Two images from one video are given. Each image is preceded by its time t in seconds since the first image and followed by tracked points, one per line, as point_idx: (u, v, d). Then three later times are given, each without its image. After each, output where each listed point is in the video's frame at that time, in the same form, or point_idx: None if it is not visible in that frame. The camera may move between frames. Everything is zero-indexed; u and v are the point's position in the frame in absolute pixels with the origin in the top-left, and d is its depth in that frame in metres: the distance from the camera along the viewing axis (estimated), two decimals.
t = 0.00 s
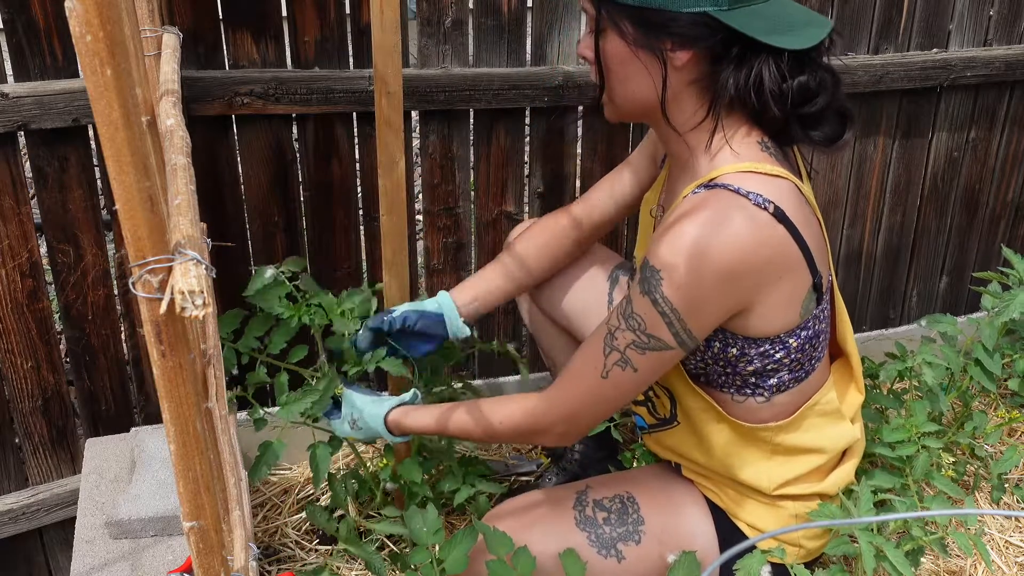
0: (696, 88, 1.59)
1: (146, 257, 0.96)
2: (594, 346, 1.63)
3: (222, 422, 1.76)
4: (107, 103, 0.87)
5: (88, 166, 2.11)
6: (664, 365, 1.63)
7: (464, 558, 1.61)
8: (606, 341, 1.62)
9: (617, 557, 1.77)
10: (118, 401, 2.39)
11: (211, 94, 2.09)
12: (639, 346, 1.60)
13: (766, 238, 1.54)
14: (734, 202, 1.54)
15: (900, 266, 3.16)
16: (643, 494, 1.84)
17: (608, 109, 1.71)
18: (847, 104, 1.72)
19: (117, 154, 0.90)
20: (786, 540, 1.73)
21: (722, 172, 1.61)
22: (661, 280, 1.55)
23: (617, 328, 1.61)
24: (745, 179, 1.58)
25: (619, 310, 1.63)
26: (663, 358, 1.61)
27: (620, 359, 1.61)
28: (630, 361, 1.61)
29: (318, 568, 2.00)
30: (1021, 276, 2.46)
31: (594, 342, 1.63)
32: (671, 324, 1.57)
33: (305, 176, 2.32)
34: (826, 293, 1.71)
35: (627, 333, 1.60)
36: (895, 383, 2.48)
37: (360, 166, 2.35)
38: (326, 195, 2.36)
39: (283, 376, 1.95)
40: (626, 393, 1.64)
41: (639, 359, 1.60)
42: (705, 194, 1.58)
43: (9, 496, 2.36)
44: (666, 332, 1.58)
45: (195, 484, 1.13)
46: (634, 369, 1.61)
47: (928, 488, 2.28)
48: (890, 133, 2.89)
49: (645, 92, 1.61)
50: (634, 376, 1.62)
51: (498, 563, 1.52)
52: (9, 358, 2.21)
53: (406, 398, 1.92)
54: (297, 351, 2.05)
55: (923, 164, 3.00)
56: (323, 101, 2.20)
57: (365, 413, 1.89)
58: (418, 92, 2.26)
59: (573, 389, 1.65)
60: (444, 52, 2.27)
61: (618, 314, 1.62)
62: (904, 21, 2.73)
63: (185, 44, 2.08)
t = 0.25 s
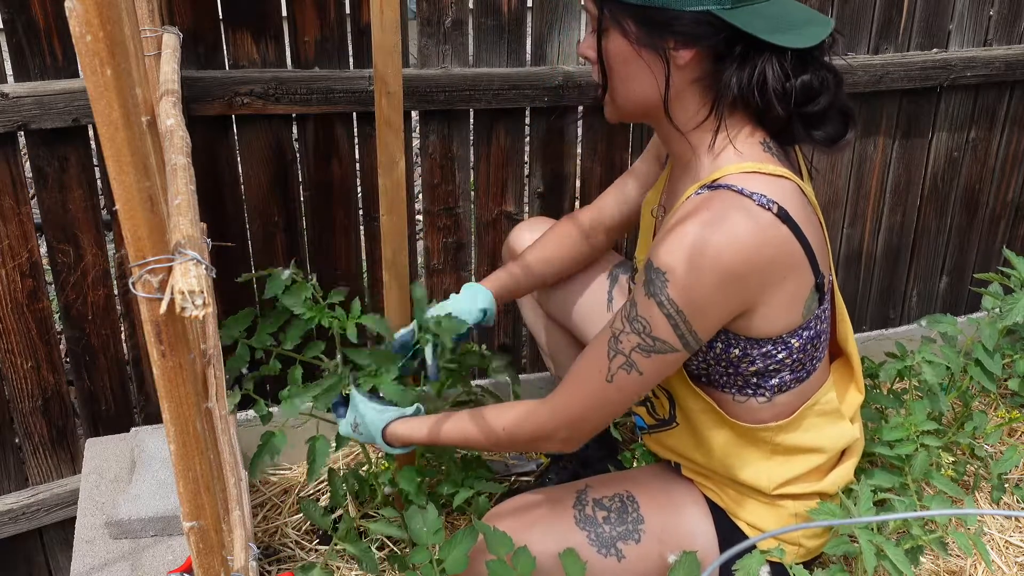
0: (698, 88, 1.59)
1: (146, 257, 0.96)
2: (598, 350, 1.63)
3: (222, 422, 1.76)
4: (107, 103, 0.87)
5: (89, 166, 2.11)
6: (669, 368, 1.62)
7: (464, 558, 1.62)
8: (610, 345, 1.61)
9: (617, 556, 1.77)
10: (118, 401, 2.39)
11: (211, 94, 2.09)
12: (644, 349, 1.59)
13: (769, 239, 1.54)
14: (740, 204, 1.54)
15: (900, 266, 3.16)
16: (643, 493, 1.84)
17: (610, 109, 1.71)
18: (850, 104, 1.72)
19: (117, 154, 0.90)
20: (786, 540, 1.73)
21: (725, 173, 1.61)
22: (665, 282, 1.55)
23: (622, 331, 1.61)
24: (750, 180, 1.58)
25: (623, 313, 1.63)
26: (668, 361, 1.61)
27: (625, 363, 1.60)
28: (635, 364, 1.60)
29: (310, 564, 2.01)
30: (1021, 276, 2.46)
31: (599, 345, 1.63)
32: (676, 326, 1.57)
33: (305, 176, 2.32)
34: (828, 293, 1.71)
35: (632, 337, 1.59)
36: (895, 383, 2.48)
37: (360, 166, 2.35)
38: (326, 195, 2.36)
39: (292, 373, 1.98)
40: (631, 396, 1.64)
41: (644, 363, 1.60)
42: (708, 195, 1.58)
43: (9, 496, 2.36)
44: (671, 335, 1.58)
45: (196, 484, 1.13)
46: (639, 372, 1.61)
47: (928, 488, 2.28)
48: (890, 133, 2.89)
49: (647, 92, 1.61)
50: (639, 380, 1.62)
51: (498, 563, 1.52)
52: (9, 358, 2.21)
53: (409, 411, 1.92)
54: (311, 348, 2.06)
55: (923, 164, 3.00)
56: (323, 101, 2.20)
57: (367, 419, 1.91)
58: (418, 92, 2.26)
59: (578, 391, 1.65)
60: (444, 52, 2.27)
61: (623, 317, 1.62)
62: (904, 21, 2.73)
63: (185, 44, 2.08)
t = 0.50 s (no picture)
0: (699, 90, 1.59)
1: (146, 257, 0.96)
2: (600, 352, 1.63)
3: (221, 422, 1.76)
4: (107, 103, 0.87)
5: (89, 166, 2.11)
6: (669, 372, 1.62)
7: (464, 558, 1.61)
8: (611, 348, 1.61)
9: (617, 555, 1.77)
10: (118, 401, 2.39)
11: (211, 94, 2.09)
12: (644, 354, 1.59)
13: (771, 244, 1.53)
14: (741, 209, 1.54)
15: (901, 267, 3.16)
16: (642, 493, 1.84)
17: (613, 112, 1.71)
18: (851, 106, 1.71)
19: (116, 153, 0.90)
20: (785, 540, 1.73)
21: (726, 178, 1.61)
22: (666, 287, 1.55)
23: (623, 334, 1.61)
24: (754, 185, 1.58)
25: (625, 317, 1.63)
26: (668, 366, 1.61)
27: (625, 367, 1.61)
28: (635, 368, 1.61)
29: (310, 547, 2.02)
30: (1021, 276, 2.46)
31: (600, 348, 1.63)
32: (676, 332, 1.57)
33: (305, 176, 2.32)
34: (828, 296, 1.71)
35: (632, 341, 1.60)
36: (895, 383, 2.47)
37: (360, 166, 2.35)
38: (326, 195, 2.36)
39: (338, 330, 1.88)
40: (631, 399, 1.64)
41: (645, 367, 1.60)
42: (709, 200, 1.58)
43: (9, 496, 2.36)
44: (671, 340, 1.58)
45: (195, 484, 1.13)
46: (639, 376, 1.61)
47: (928, 488, 2.28)
48: (890, 133, 2.89)
49: (649, 94, 1.61)
50: (639, 383, 1.62)
51: (498, 562, 1.51)
52: (9, 358, 2.21)
53: (423, 397, 1.88)
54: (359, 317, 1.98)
55: (923, 164, 2.99)
56: (323, 102, 2.20)
57: (383, 397, 1.88)
58: (418, 92, 2.26)
59: (584, 392, 1.64)
60: (444, 52, 2.27)
61: (624, 321, 1.62)
62: (904, 21, 2.73)
63: (185, 44, 2.08)
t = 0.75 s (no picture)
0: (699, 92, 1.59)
1: (146, 257, 0.96)
2: (593, 343, 1.65)
3: (221, 422, 1.76)
4: (107, 102, 0.87)
5: (89, 165, 2.11)
6: (661, 367, 1.64)
7: (464, 558, 1.61)
8: (604, 341, 1.64)
9: (618, 559, 1.76)
10: (118, 401, 2.39)
11: (211, 94, 2.09)
12: (635, 349, 1.61)
13: (769, 247, 1.53)
14: (739, 212, 1.54)
15: (900, 267, 3.16)
16: (643, 496, 1.84)
17: (615, 109, 1.72)
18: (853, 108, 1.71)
19: (116, 153, 0.90)
20: (786, 540, 1.73)
21: (726, 181, 1.61)
22: (660, 286, 1.56)
23: (616, 328, 1.63)
24: (751, 188, 1.58)
25: (619, 310, 1.65)
26: (660, 361, 1.62)
27: (616, 359, 1.63)
28: (626, 362, 1.62)
29: (305, 516, 2.00)
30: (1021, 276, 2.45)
31: (593, 340, 1.65)
32: (667, 330, 1.58)
33: (305, 176, 2.32)
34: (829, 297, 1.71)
35: (624, 335, 1.61)
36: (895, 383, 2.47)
37: (360, 166, 2.35)
38: (326, 195, 2.36)
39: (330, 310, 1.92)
40: (621, 391, 1.66)
41: (636, 361, 1.62)
42: (708, 203, 1.58)
43: (9, 496, 2.36)
44: (663, 338, 1.59)
45: (195, 483, 1.12)
46: (630, 370, 1.63)
47: (928, 488, 2.28)
48: (890, 133, 2.89)
49: (650, 96, 1.61)
50: (630, 376, 1.64)
51: (498, 562, 1.51)
52: (9, 358, 2.21)
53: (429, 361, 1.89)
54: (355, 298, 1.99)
55: (923, 164, 2.99)
56: (323, 102, 2.20)
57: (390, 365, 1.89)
58: (418, 92, 2.26)
59: (576, 381, 1.68)
60: (444, 52, 2.28)
61: (618, 314, 1.64)
62: (904, 21, 2.72)
63: (185, 44, 2.08)
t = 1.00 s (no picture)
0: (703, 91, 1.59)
1: (146, 257, 0.96)
2: (595, 338, 1.65)
3: (221, 422, 1.76)
4: (106, 102, 0.87)
5: (89, 165, 2.11)
6: (662, 364, 1.64)
7: (464, 558, 1.61)
8: (606, 335, 1.64)
9: (617, 557, 1.76)
10: (118, 401, 2.39)
11: (211, 94, 2.09)
12: (637, 345, 1.61)
13: (774, 248, 1.53)
14: (744, 213, 1.54)
15: (900, 267, 3.16)
16: (642, 495, 1.84)
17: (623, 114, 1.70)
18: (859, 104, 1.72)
19: (116, 153, 0.90)
20: (785, 540, 1.73)
21: (731, 181, 1.61)
22: (664, 284, 1.56)
23: (618, 323, 1.62)
24: (758, 189, 1.58)
25: (622, 306, 1.64)
26: (661, 358, 1.62)
27: (618, 355, 1.63)
28: (627, 358, 1.62)
29: (302, 518, 1.99)
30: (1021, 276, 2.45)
31: (595, 335, 1.65)
32: (670, 328, 1.58)
33: (305, 176, 2.32)
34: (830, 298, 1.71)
35: (626, 331, 1.61)
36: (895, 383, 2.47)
37: (360, 166, 2.35)
38: (326, 195, 2.36)
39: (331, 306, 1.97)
40: (621, 386, 1.66)
41: (637, 357, 1.62)
42: (713, 203, 1.58)
43: (9, 496, 2.36)
44: (665, 335, 1.59)
45: (195, 483, 1.12)
46: (631, 365, 1.63)
47: (928, 488, 2.28)
48: (890, 133, 2.89)
49: (656, 98, 1.61)
50: (630, 372, 1.64)
51: (498, 562, 1.51)
52: (9, 358, 2.21)
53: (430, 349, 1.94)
54: (352, 294, 2.00)
55: (923, 164, 2.99)
56: (323, 102, 2.20)
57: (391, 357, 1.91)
58: (418, 92, 2.26)
59: (575, 378, 1.68)
60: (444, 52, 2.28)
61: (621, 310, 1.63)
62: (904, 21, 2.72)
63: (185, 44, 2.08)
